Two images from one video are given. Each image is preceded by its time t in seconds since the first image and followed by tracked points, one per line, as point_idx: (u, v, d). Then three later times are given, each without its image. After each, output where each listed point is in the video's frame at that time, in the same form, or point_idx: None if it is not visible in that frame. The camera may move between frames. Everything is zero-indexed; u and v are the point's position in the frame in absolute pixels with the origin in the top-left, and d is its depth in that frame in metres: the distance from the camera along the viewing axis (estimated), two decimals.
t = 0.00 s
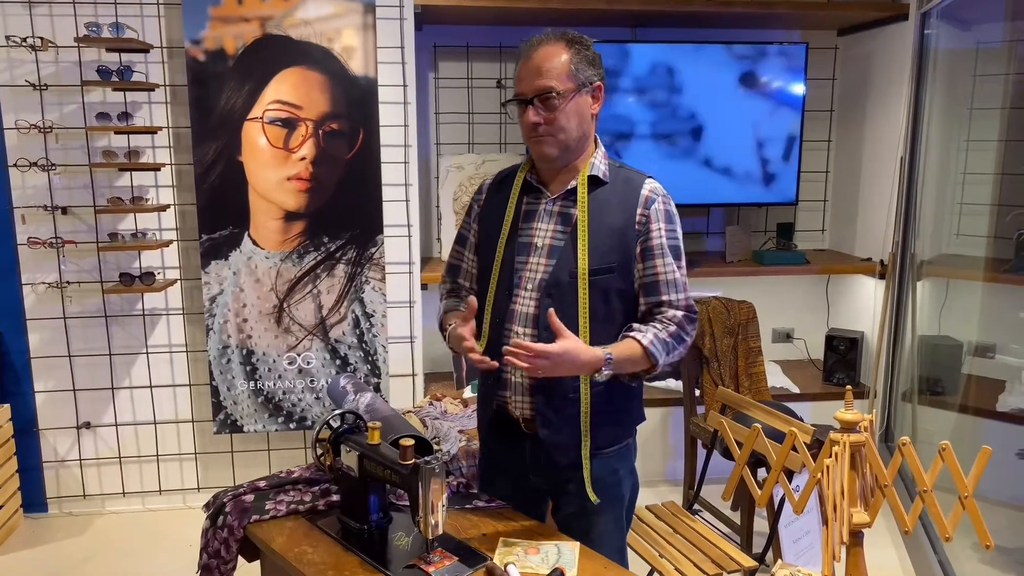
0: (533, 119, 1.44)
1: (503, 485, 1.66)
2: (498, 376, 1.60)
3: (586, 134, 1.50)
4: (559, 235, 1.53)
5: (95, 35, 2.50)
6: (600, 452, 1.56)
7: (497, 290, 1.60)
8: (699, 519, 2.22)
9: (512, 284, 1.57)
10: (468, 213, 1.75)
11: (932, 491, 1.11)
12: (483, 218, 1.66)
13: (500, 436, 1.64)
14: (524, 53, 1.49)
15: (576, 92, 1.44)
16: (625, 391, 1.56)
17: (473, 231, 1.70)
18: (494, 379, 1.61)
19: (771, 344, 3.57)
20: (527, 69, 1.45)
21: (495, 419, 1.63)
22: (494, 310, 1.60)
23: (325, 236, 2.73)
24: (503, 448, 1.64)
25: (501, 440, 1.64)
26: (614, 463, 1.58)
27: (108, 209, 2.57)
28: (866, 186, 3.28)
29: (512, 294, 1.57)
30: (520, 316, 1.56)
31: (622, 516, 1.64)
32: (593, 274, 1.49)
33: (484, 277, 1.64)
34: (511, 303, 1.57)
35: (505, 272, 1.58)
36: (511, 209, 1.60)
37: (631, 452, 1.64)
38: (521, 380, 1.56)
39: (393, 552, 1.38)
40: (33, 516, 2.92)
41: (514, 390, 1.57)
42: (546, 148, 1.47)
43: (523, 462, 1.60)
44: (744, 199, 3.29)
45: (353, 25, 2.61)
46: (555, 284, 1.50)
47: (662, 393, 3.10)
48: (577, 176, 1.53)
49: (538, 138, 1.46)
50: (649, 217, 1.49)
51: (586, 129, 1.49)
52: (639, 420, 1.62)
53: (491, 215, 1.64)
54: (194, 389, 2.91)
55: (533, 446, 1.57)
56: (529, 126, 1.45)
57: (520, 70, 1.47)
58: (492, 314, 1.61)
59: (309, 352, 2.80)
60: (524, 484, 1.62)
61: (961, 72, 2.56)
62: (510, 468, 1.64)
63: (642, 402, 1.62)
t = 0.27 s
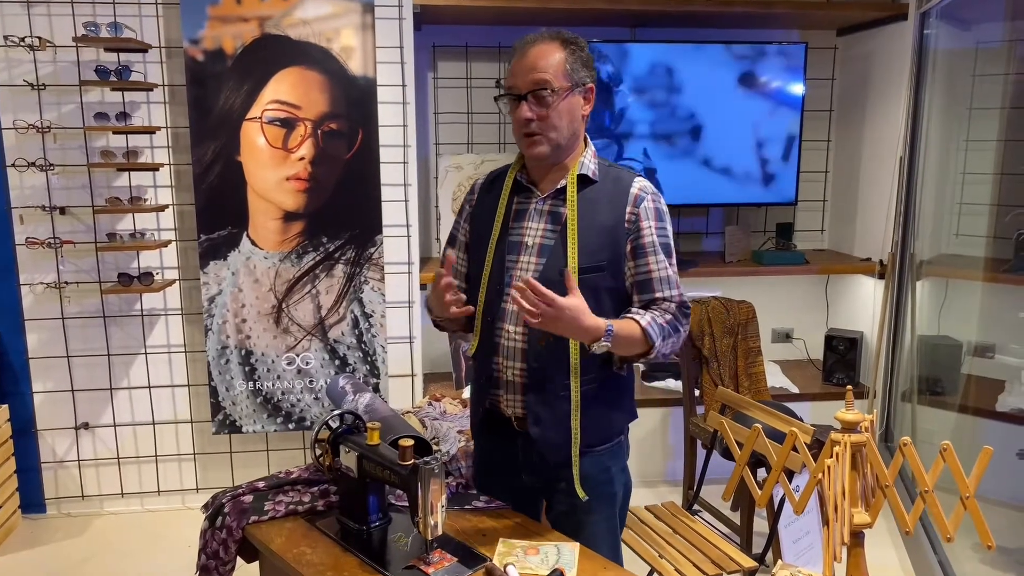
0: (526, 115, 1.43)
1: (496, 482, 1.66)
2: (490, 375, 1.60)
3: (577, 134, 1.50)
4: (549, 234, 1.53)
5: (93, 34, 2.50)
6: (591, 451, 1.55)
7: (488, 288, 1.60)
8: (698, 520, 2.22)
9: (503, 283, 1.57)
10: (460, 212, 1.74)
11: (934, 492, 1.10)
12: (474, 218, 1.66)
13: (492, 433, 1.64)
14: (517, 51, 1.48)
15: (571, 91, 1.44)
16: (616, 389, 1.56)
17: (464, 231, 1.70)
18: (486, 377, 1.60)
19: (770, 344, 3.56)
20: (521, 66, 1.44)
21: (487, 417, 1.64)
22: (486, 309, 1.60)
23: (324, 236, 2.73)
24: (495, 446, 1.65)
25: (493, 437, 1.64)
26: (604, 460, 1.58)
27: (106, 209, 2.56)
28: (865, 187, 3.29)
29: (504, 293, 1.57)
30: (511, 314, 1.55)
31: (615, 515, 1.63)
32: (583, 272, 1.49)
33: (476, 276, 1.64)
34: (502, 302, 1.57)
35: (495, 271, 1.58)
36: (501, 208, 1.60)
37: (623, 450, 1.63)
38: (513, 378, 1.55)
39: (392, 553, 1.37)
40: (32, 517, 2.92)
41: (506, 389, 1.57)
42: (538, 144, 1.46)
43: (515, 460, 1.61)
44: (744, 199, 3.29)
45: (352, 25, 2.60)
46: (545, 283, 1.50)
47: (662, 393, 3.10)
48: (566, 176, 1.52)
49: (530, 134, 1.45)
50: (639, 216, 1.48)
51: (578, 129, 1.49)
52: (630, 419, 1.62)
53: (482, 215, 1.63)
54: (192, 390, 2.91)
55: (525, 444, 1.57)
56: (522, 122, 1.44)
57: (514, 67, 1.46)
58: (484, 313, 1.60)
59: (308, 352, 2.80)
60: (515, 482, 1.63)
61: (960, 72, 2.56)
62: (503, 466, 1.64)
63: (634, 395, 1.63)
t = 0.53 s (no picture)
0: (524, 114, 1.43)
1: (493, 481, 1.65)
2: (486, 374, 1.59)
3: (573, 134, 1.50)
4: (543, 233, 1.53)
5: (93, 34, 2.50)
6: (588, 448, 1.55)
7: (484, 287, 1.59)
8: (699, 519, 2.22)
9: (499, 283, 1.57)
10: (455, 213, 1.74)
11: (935, 491, 1.10)
12: (468, 218, 1.66)
13: (489, 433, 1.64)
14: (516, 50, 1.48)
15: (570, 91, 1.44)
16: (613, 387, 1.56)
17: (460, 231, 1.70)
18: (483, 377, 1.60)
19: (770, 344, 3.56)
20: (520, 65, 1.44)
21: (484, 417, 1.63)
22: (481, 308, 1.60)
23: (323, 235, 2.72)
24: (493, 445, 1.64)
25: (490, 437, 1.63)
26: (602, 458, 1.58)
27: (106, 208, 2.56)
28: (865, 187, 3.29)
29: (499, 292, 1.57)
30: (507, 314, 1.55)
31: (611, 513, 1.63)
32: (578, 271, 1.48)
33: (471, 276, 1.64)
34: (497, 302, 1.57)
35: (491, 270, 1.58)
36: (496, 208, 1.60)
37: (620, 448, 1.63)
38: (510, 377, 1.55)
39: (393, 553, 1.37)
40: (31, 517, 2.91)
41: (503, 388, 1.57)
42: (535, 144, 1.46)
43: (513, 458, 1.60)
44: (745, 199, 3.29)
45: (352, 25, 2.60)
46: (541, 282, 1.50)
47: (661, 392, 3.10)
48: (561, 175, 1.52)
49: (527, 134, 1.45)
50: (633, 214, 1.49)
51: (575, 129, 1.49)
52: (626, 416, 1.62)
53: (477, 215, 1.63)
54: (192, 389, 2.90)
55: (523, 443, 1.57)
56: (520, 121, 1.44)
57: (512, 66, 1.46)
58: (480, 312, 1.60)
59: (308, 352, 2.79)
60: (513, 482, 1.62)
61: (960, 72, 2.56)
62: (501, 465, 1.63)
63: (628, 395, 1.62)
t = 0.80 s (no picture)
0: (523, 112, 1.43)
1: (494, 480, 1.65)
2: (487, 374, 1.59)
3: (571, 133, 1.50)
4: (542, 233, 1.53)
5: (92, 34, 2.49)
6: (589, 447, 1.55)
7: (483, 287, 1.59)
8: (699, 519, 2.21)
9: (498, 282, 1.56)
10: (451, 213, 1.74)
11: (937, 491, 1.10)
12: (466, 218, 1.66)
13: (489, 432, 1.63)
14: (514, 49, 1.47)
15: (568, 91, 1.44)
16: (614, 386, 1.56)
17: (458, 232, 1.70)
18: (483, 376, 1.60)
19: (770, 344, 3.57)
20: (519, 63, 1.44)
21: (483, 417, 1.63)
22: (481, 308, 1.60)
23: (323, 235, 2.72)
24: (493, 445, 1.63)
25: (490, 436, 1.63)
26: (602, 457, 1.57)
27: (105, 208, 2.55)
28: (864, 187, 3.29)
29: (499, 291, 1.57)
30: (507, 314, 1.55)
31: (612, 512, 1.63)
32: (578, 270, 1.48)
33: (470, 276, 1.64)
34: (497, 301, 1.56)
35: (489, 270, 1.58)
36: (494, 208, 1.59)
37: (619, 448, 1.63)
38: (510, 377, 1.55)
39: (394, 553, 1.37)
40: (30, 517, 2.91)
41: (503, 387, 1.57)
42: (534, 143, 1.46)
43: (513, 457, 1.60)
44: (745, 199, 3.29)
45: (351, 25, 2.60)
46: (541, 281, 1.50)
47: (661, 392, 3.10)
48: (558, 175, 1.52)
49: (527, 132, 1.45)
50: (631, 213, 1.48)
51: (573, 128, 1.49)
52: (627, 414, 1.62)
53: (475, 215, 1.63)
54: (192, 390, 2.90)
55: (523, 442, 1.57)
56: (518, 119, 1.44)
57: (511, 63, 1.45)
58: (479, 312, 1.60)
59: (308, 352, 2.79)
60: (515, 481, 1.61)
61: (959, 72, 2.56)
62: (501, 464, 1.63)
63: (629, 393, 1.62)
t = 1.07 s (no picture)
0: (554, 114, 1.41)
1: (494, 479, 1.65)
2: (489, 372, 1.58)
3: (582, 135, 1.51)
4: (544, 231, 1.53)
5: (92, 33, 2.49)
6: (590, 446, 1.55)
7: (484, 286, 1.59)
8: (700, 519, 2.21)
9: (500, 281, 1.56)
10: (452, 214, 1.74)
11: (939, 490, 1.10)
12: (466, 216, 1.66)
13: (490, 432, 1.63)
14: (525, 47, 1.45)
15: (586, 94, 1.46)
16: (615, 385, 1.56)
17: (459, 231, 1.70)
18: (485, 375, 1.59)
19: (770, 343, 3.57)
20: (541, 63, 1.41)
21: (485, 416, 1.63)
22: (482, 307, 1.59)
23: (323, 234, 2.72)
24: (494, 444, 1.63)
25: (491, 435, 1.63)
26: (603, 456, 1.57)
27: (105, 208, 2.55)
28: (865, 186, 3.29)
29: (501, 289, 1.56)
30: (510, 311, 1.54)
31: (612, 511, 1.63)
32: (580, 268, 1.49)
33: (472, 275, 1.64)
34: (499, 299, 1.56)
35: (491, 269, 1.57)
36: (496, 207, 1.59)
37: (619, 447, 1.63)
38: (513, 375, 1.55)
39: (394, 553, 1.37)
40: (30, 517, 2.91)
41: (506, 386, 1.57)
42: (560, 146, 1.44)
43: (514, 458, 1.60)
44: (745, 198, 3.29)
45: (351, 24, 2.60)
46: (543, 278, 1.49)
47: (661, 392, 3.09)
48: (562, 173, 1.52)
49: (554, 134, 1.43)
50: (630, 206, 1.48)
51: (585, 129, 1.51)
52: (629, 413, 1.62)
53: (476, 215, 1.63)
54: (191, 389, 2.90)
55: (525, 440, 1.57)
56: (549, 121, 1.42)
57: (529, 62, 1.42)
58: (480, 311, 1.60)
59: (308, 352, 2.79)
60: (515, 480, 1.61)
61: (959, 72, 2.56)
62: (502, 465, 1.63)
63: (631, 394, 1.62)
